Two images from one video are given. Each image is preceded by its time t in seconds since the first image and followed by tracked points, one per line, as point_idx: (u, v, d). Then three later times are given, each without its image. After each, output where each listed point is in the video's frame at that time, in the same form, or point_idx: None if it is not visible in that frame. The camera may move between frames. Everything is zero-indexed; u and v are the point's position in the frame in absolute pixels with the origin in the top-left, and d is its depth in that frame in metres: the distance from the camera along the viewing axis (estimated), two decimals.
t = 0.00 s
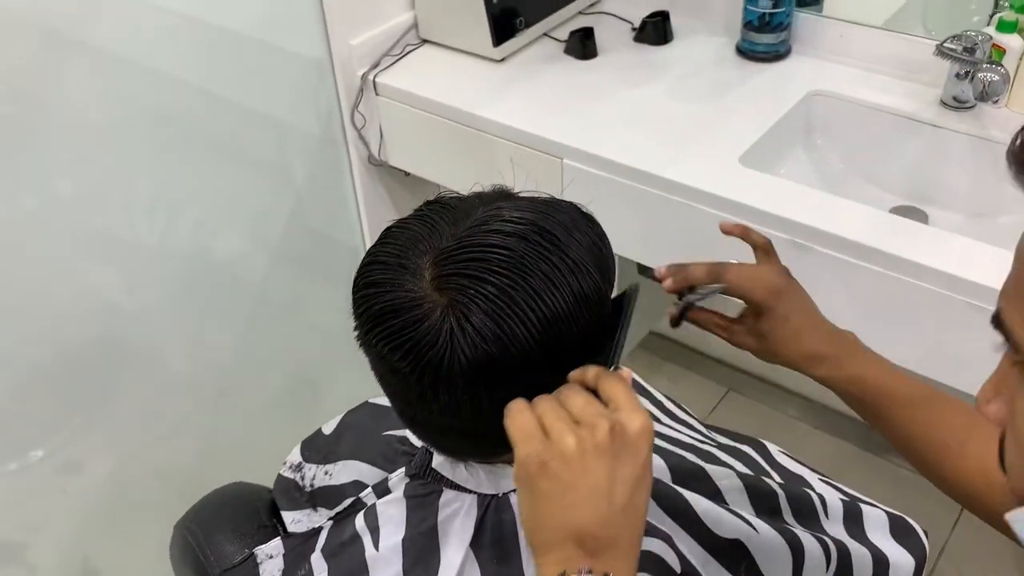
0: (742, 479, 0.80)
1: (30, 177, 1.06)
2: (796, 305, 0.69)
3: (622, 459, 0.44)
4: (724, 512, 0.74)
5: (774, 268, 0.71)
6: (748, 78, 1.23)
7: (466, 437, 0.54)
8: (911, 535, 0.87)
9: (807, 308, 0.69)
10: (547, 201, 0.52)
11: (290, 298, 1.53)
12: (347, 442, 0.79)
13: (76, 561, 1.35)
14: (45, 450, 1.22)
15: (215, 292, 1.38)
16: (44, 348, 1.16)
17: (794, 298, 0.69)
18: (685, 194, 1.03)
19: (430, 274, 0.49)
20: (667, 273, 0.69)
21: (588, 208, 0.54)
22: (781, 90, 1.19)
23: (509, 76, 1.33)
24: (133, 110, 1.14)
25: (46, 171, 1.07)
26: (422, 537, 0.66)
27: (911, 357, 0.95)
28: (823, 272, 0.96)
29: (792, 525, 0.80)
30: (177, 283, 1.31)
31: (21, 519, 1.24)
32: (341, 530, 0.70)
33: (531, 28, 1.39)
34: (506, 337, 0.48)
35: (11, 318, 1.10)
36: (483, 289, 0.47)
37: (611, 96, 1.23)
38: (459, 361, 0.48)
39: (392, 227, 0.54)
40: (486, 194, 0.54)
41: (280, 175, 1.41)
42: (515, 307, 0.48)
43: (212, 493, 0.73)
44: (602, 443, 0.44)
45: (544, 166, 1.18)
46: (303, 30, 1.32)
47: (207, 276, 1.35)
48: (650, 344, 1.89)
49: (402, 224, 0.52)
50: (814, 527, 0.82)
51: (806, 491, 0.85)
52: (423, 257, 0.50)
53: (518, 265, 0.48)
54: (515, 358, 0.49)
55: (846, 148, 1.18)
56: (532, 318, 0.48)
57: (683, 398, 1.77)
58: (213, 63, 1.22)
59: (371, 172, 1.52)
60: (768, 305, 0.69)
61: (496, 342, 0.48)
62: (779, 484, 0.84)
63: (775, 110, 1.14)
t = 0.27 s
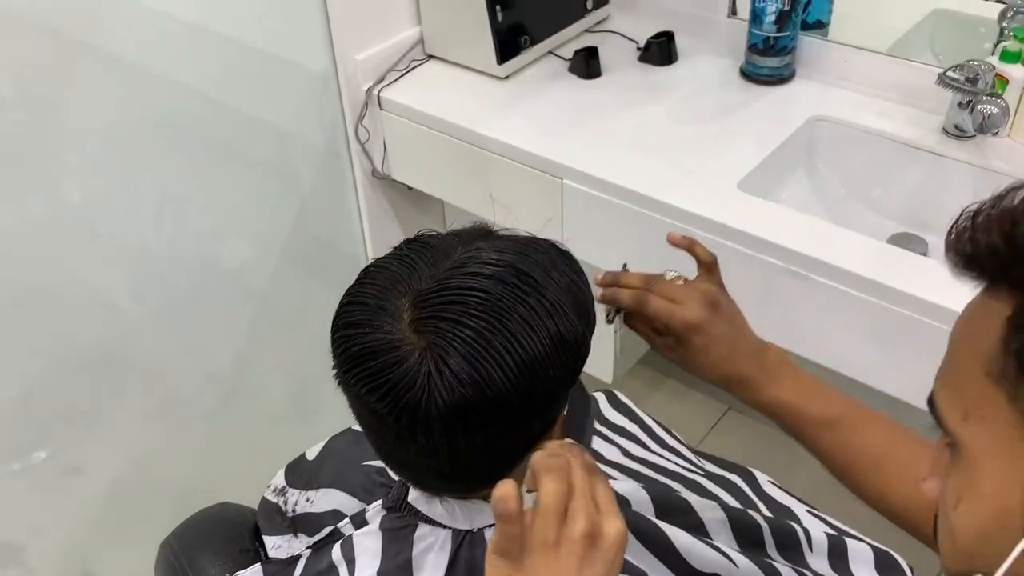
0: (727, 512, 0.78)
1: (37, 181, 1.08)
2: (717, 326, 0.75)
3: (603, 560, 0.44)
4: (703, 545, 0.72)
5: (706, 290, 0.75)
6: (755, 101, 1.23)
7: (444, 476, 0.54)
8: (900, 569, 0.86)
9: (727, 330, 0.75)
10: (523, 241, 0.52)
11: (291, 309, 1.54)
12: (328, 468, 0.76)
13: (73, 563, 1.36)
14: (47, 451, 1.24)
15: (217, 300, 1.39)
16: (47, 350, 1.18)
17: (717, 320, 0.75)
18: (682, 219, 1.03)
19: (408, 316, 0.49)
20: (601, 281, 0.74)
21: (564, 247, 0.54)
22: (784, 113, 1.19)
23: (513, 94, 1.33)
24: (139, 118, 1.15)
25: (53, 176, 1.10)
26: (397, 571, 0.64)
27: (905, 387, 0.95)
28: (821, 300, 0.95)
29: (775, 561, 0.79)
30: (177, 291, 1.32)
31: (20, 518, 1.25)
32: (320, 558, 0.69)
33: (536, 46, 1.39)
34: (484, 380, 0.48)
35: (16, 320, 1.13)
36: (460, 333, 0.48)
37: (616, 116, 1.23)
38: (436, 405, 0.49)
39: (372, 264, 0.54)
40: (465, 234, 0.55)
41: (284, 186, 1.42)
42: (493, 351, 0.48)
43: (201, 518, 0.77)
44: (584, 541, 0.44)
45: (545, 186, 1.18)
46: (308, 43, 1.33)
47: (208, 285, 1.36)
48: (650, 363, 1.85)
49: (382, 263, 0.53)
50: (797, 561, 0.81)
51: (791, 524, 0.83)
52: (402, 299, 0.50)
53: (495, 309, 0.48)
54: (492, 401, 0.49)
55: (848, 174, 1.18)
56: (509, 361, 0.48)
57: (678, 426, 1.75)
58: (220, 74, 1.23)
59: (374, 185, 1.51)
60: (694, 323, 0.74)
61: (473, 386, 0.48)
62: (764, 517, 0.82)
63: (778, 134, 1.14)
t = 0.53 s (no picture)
0: (710, 543, 0.79)
1: (54, 190, 1.11)
2: (665, 375, 0.83)
3: (575, 565, 0.52)
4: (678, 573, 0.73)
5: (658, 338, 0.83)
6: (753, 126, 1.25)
7: (426, 516, 0.56)
8: None
9: (674, 381, 0.83)
10: (499, 292, 0.54)
11: (296, 320, 1.56)
12: (323, 497, 0.79)
13: (81, 566, 1.39)
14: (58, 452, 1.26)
15: (225, 310, 1.42)
16: (59, 355, 1.21)
17: (666, 370, 0.83)
18: (678, 247, 1.07)
19: (390, 368, 0.52)
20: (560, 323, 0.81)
21: (540, 293, 0.57)
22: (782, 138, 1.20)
23: (517, 114, 1.34)
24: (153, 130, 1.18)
25: (69, 186, 1.12)
26: None
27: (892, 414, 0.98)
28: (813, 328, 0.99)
29: None
30: (186, 300, 1.34)
31: (31, 519, 1.28)
32: None
33: (540, 68, 1.40)
34: (462, 429, 0.50)
35: (31, 323, 1.15)
36: (439, 385, 0.50)
37: (615, 138, 1.26)
38: (418, 454, 0.51)
39: (356, 315, 0.56)
40: (445, 283, 0.57)
41: (292, 200, 1.45)
42: (470, 401, 0.50)
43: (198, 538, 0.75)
44: (564, 548, 0.51)
45: (545, 207, 1.21)
46: (317, 59, 1.35)
47: (215, 293, 1.39)
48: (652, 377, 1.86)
49: (365, 315, 0.54)
50: None
51: (774, 556, 0.82)
52: (384, 350, 0.52)
53: (472, 361, 0.50)
54: (470, 447, 0.51)
55: (844, 200, 1.20)
56: (486, 410, 0.51)
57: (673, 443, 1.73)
58: (232, 89, 1.26)
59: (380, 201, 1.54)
60: (643, 372, 0.81)
61: (452, 435, 0.50)
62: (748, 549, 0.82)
63: (775, 158, 1.16)
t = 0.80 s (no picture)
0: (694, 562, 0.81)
1: (63, 199, 1.12)
2: (637, 407, 0.84)
3: None
4: None
5: (639, 370, 0.85)
6: (746, 142, 1.27)
7: (413, 545, 0.58)
8: None
9: (646, 414, 0.85)
10: (485, 330, 0.57)
11: (299, 328, 1.59)
12: (317, 521, 0.78)
13: (87, 568, 1.40)
14: (66, 454, 1.28)
15: (231, 318, 1.44)
16: (67, 360, 1.22)
17: (638, 404, 0.84)
18: (670, 263, 1.10)
19: (380, 404, 0.54)
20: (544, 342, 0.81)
21: (524, 328, 0.60)
22: (777, 158, 1.22)
23: (517, 130, 1.36)
24: (162, 140, 1.20)
25: (79, 194, 1.14)
26: None
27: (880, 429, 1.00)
28: (802, 347, 1.02)
29: None
30: (192, 309, 1.36)
31: (39, 521, 1.30)
32: None
33: (539, 82, 1.41)
34: (448, 462, 0.53)
35: (39, 328, 1.17)
36: (427, 421, 0.52)
37: (613, 155, 1.28)
38: (405, 486, 0.53)
39: (348, 351, 0.59)
40: (433, 321, 0.60)
41: (297, 210, 1.47)
42: (456, 435, 0.53)
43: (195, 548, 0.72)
44: None
45: (541, 223, 1.24)
46: (322, 72, 1.37)
47: (221, 303, 1.41)
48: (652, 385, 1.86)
49: (356, 352, 0.57)
50: None
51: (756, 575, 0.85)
52: (373, 387, 0.55)
53: (458, 398, 0.53)
54: (455, 479, 0.53)
55: (837, 219, 1.24)
56: (471, 444, 0.53)
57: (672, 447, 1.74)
58: (240, 101, 1.28)
59: (383, 212, 1.55)
60: (616, 404, 0.83)
61: (438, 468, 0.53)
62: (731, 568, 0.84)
63: (768, 176, 1.19)
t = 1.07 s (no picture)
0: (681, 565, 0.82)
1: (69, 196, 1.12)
2: (629, 420, 0.89)
3: None
4: None
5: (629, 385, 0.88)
6: (743, 143, 1.27)
7: (402, 553, 0.59)
8: None
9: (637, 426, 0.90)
10: (473, 343, 0.58)
11: (301, 328, 1.60)
12: (311, 526, 0.77)
13: (93, 563, 1.41)
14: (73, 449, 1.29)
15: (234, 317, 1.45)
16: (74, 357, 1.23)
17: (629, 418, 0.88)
18: (667, 266, 1.10)
19: (369, 415, 0.55)
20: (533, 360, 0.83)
21: (511, 341, 0.61)
22: (774, 160, 1.23)
23: (516, 132, 1.36)
24: (167, 139, 1.20)
25: (84, 192, 1.14)
26: None
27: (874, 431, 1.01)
28: (795, 349, 1.03)
29: None
30: (195, 309, 1.37)
31: (45, 519, 1.31)
32: None
33: (539, 83, 1.41)
34: (436, 472, 0.54)
35: (45, 324, 1.17)
36: (414, 433, 0.53)
37: (611, 156, 1.28)
38: (394, 497, 0.54)
39: (338, 363, 0.60)
40: (422, 334, 0.61)
41: (299, 209, 1.47)
42: (443, 446, 0.54)
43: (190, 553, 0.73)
44: None
45: (539, 225, 1.24)
46: (323, 73, 1.37)
47: (222, 303, 1.42)
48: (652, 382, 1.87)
49: (346, 364, 0.58)
50: None
51: None
52: (363, 399, 0.56)
53: (446, 410, 0.54)
54: (443, 490, 0.54)
55: (836, 220, 1.24)
56: (458, 455, 0.54)
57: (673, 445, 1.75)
58: (243, 102, 1.28)
59: (383, 212, 1.56)
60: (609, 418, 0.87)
61: (426, 479, 0.54)
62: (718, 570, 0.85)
63: (765, 178, 1.19)
